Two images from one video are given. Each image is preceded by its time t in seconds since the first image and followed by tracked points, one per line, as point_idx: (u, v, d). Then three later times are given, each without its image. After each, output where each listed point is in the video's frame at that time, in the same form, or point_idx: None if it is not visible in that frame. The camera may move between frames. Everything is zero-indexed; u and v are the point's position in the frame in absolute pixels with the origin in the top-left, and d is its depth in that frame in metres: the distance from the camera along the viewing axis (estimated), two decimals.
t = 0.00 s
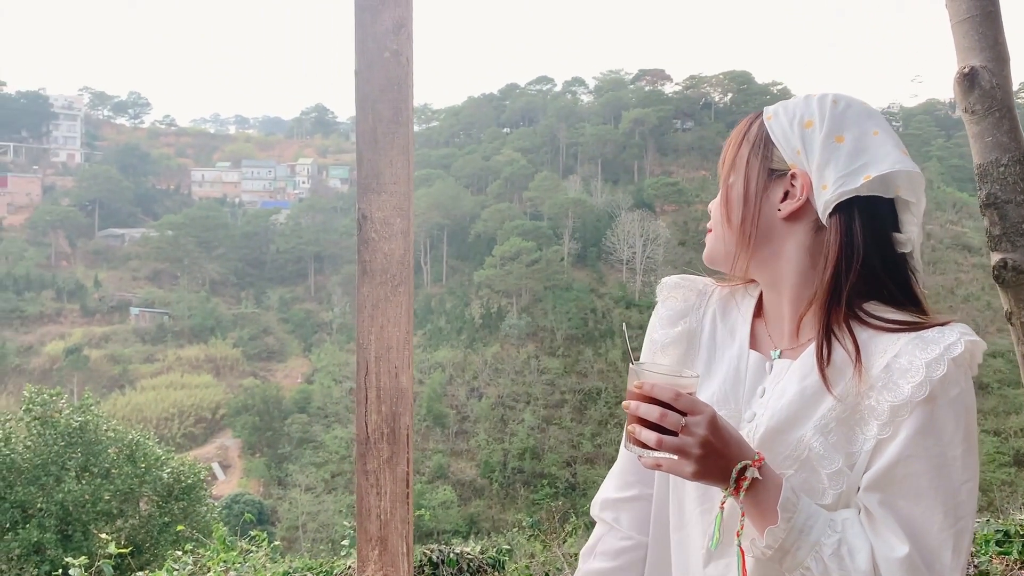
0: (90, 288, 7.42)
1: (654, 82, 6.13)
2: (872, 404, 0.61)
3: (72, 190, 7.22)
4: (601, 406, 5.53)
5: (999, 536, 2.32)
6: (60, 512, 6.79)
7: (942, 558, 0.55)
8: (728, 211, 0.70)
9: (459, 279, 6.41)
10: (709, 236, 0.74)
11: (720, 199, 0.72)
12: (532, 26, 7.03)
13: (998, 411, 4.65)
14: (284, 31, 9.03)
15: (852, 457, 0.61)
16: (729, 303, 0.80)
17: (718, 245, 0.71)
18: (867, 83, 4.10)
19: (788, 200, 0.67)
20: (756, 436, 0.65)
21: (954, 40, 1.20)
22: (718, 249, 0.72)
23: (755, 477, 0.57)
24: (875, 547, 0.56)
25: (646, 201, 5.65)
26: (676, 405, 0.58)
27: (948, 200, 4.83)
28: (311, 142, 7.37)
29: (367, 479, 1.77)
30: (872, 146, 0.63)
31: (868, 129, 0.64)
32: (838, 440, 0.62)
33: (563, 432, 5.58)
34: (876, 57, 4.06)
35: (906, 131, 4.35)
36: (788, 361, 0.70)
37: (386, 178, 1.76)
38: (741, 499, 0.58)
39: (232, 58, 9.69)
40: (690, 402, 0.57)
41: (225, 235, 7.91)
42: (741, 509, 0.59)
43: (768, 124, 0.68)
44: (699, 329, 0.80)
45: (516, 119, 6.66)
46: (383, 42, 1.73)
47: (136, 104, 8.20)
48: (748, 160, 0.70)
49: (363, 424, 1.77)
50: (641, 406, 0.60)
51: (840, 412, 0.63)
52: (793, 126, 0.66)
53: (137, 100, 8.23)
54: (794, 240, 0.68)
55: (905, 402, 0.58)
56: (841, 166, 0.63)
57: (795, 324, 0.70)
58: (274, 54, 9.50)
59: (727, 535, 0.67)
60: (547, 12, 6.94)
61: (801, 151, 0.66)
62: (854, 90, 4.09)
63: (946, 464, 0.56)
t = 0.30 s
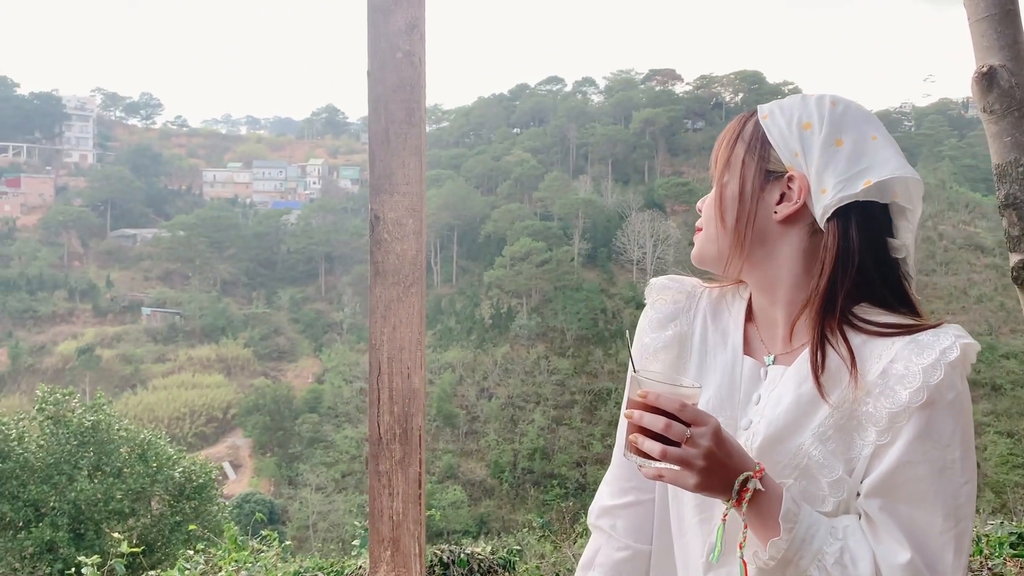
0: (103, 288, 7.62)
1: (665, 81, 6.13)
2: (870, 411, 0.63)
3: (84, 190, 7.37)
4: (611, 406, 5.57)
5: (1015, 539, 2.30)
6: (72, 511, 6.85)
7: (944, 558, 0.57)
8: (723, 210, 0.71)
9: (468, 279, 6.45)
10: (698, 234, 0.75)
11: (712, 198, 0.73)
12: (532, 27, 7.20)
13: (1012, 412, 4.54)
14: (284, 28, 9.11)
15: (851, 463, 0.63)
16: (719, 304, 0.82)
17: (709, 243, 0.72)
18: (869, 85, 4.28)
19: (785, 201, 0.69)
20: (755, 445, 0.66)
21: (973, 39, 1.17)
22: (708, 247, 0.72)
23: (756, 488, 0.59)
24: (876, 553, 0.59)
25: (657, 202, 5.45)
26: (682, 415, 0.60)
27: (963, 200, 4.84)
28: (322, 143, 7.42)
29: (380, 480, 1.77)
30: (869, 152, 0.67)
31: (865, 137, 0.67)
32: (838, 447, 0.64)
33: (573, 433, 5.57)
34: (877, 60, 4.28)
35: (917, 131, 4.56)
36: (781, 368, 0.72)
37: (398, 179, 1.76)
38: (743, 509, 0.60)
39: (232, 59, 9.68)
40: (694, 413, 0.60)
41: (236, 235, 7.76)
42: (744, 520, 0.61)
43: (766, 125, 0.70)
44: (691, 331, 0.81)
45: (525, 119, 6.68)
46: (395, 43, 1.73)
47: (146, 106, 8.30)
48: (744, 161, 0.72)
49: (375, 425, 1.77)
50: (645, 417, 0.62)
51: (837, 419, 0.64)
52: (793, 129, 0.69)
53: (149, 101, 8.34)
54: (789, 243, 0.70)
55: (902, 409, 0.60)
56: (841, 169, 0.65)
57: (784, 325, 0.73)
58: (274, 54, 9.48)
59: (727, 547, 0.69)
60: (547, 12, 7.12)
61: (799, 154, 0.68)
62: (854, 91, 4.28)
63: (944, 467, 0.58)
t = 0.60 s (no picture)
0: (114, 288, 7.59)
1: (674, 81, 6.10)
2: (869, 416, 0.67)
3: (96, 191, 7.36)
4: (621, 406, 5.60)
5: None
6: (84, 510, 7.03)
7: (947, 559, 0.62)
8: (755, 212, 0.73)
9: (479, 280, 6.21)
10: (718, 229, 0.75)
11: (741, 196, 0.74)
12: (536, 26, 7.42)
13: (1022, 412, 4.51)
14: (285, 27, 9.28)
15: (850, 468, 0.68)
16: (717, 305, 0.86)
17: (737, 241, 0.73)
18: (873, 84, 4.39)
19: (819, 209, 0.73)
20: (754, 452, 0.71)
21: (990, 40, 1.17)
22: (734, 245, 0.73)
23: (760, 500, 0.63)
24: (882, 560, 0.63)
25: (666, 202, 5.50)
26: (688, 429, 0.62)
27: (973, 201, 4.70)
28: (332, 144, 7.31)
29: (391, 480, 1.77)
30: (896, 168, 0.72)
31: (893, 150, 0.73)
32: (836, 453, 0.69)
33: (583, 433, 5.73)
34: (879, 59, 4.40)
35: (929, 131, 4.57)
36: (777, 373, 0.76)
37: (409, 180, 1.76)
38: (747, 519, 0.64)
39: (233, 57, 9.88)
40: (702, 427, 0.62)
41: (246, 235, 7.72)
42: (748, 530, 0.66)
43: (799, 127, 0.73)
44: (686, 335, 0.85)
45: (535, 118, 6.55)
46: (408, 43, 1.74)
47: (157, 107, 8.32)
48: (777, 163, 0.74)
49: (387, 425, 1.77)
50: (651, 429, 0.64)
51: (836, 426, 0.69)
52: (831, 137, 0.72)
53: (160, 102, 8.37)
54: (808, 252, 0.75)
55: (901, 414, 0.65)
56: (875, 185, 0.71)
57: (785, 322, 0.78)
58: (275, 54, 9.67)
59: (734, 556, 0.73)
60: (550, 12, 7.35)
61: (835, 163, 0.72)
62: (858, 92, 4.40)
63: (942, 470, 0.63)
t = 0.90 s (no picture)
0: (127, 287, 7.62)
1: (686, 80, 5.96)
2: (864, 419, 0.70)
3: (109, 190, 7.53)
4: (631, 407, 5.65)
5: None
6: (96, 507, 7.30)
7: (949, 557, 0.65)
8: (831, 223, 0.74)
9: (489, 279, 6.06)
10: (794, 238, 0.73)
11: (821, 208, 0.73)
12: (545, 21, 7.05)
13: None
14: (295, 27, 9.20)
15: (851, 470, 0.71)
16: (719, 311, 0.92)
17: (808, 256, 0.74)
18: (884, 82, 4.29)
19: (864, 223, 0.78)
20: (754, 457, 0.75)
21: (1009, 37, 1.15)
22: (805, 259, 0.74)
23: (762, 506, 0.66)
24: (885, 565, 0.66)
25: (677, 202, 5.53)
26: (689, 436, 0.67)
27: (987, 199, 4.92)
28: (343, 143, 7.32)
29: (403, 480, 1.77)
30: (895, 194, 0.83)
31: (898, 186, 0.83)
32: (836, 455, 0.72)
33: (593, 433, 5.75)
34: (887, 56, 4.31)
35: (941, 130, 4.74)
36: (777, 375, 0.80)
37: (422, 180, 1.76)
38: (751, 526, 0.67)
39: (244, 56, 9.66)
40: (702, 435, 0.66)
41: (258, 235, 7.66)
42: (753, 535, 0.69)
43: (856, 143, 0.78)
44: (689, 336, 0.91)
45: (546, 118, 6.54)
46: (420, 43, 1.74)
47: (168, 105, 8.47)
48: (846, 175, 0.76)
49: (400, 426, 1.77)
50: (656, 438, 0.70)
51: (833, 430, 0.73)
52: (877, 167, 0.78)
53: (172, 101, 8.49)
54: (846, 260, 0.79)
55: (895, 416, 0.67)
56: (891, 213, 0.80)
57: (792, 325, 0.82)
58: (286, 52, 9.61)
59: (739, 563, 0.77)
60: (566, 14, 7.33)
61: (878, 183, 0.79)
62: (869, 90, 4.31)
63: (938, 474, 0.66)
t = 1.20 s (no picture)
0: (138, 286, 7.71)
1: (697, 79, 5.91)
2: (850, 419, 0.86)
3: (121, 190, 7.49)
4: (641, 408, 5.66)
5: None
6: (109, 504, 7.57)
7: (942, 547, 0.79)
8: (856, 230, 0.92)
9: (499, 278, 5.99)
10: (822, 248, 0.90)
11: (845, 223, 0.90)
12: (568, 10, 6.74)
13: None
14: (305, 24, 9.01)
15: (841, 470, 0.87)
16: (711, 326, 1.11)
17: (830, 264, 0.91)
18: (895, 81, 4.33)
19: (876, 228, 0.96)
20: (750, 460, 0.92)
21: None
22: (827, 267, 0.91)
23: (763, 507, 0.81)
24: (887, 565, 0.80)
25: (687, 200, 5.63)
26: (691, 440, 0.82)
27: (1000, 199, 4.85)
28: (354, 143, 7.36)
29: (415, 481, 1.76)
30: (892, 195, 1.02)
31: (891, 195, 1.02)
32: (825, 458, 0.88)
33: (603, 433, 5.73)
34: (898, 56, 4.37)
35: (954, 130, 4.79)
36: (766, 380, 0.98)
37: (434, 181, 1.75)
38: (753, 527, 0.82)
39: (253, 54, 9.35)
40: (702, 439, 0.81)
41: (269, 234, 7.67)
42: (757, 536, 0.83)
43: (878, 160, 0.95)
44: (686, 345, 1.11)
45: (556, 118, 6.33)
46: (433, 43, 1.73)
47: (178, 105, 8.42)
48: (870, 187, 0.93)
49: (412, 427, 1.77)
50: (657, 442, 0.84)
51: (820, 432, 0.89)
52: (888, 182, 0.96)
53: (183, 101, 8.41)
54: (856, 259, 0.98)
55: (879, 416, 0.83)
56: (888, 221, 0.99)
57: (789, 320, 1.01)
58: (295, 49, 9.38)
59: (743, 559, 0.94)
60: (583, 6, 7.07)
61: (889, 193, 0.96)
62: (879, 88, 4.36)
63: (925, 470, 0.80)
